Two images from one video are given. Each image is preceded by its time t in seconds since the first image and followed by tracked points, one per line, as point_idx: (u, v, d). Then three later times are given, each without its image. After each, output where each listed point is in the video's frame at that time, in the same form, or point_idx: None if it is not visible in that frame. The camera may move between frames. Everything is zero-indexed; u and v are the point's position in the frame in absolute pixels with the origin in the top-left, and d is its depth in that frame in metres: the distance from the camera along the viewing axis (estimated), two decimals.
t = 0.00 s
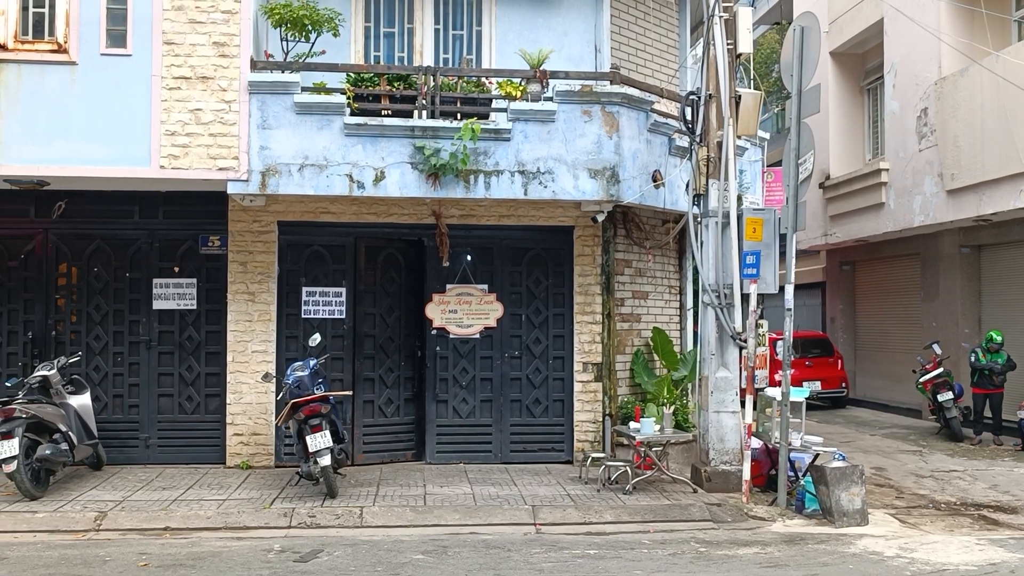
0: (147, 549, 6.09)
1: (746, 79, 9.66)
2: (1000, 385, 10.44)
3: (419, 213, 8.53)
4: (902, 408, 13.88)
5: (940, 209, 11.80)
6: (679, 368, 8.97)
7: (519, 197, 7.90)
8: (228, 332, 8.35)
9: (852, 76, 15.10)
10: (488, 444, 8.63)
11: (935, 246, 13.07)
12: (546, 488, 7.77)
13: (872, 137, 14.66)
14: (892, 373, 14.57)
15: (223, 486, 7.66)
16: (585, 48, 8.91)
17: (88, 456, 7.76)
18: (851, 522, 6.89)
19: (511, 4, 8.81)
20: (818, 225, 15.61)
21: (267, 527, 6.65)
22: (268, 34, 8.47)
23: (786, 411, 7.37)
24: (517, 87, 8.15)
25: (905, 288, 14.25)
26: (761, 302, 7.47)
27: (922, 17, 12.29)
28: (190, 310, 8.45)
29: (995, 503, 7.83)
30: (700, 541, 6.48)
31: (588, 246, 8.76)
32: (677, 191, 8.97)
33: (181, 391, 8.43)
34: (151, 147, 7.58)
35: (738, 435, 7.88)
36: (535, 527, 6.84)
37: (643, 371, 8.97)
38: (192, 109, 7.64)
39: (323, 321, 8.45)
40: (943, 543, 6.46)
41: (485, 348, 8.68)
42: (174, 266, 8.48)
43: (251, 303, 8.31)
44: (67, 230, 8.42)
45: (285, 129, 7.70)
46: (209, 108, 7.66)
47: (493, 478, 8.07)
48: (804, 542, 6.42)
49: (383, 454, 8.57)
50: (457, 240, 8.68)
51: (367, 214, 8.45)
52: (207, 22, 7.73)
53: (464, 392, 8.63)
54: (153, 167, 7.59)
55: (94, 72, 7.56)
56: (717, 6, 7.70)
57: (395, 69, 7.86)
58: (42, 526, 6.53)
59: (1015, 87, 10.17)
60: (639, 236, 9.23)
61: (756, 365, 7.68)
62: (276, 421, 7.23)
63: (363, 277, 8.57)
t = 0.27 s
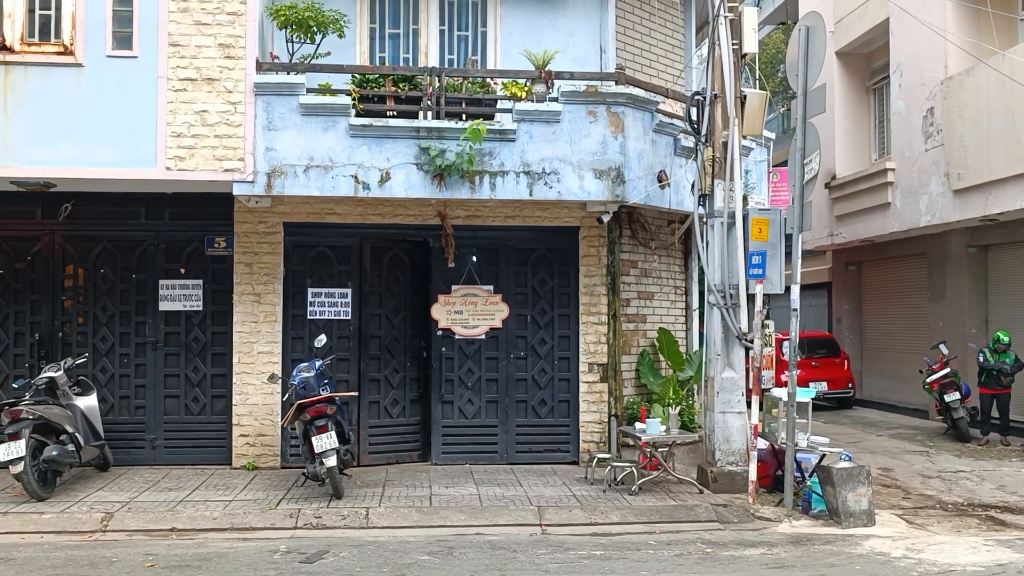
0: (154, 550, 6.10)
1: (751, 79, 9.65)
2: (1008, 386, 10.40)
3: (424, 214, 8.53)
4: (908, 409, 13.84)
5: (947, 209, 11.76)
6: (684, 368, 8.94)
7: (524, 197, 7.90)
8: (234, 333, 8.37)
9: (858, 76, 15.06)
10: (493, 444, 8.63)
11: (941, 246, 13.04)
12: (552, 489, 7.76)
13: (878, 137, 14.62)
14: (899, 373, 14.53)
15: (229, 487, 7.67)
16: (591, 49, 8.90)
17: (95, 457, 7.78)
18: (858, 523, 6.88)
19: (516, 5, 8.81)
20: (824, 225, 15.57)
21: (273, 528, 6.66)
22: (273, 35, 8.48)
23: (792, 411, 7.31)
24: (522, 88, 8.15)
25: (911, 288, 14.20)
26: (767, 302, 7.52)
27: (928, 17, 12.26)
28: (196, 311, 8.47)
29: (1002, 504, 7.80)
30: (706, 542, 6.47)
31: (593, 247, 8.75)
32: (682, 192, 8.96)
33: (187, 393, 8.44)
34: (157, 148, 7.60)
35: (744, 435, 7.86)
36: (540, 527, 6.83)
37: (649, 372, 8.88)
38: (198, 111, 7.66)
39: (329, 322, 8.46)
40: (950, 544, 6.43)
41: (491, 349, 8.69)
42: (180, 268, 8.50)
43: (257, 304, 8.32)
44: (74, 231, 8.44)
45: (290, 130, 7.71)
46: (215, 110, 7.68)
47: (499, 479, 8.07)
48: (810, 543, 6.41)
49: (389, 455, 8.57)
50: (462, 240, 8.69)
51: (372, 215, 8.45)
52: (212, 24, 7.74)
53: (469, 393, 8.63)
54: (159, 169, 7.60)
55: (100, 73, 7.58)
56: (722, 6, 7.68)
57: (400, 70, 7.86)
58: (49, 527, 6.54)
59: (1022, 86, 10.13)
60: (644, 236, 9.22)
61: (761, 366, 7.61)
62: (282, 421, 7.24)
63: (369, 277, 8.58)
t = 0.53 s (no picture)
0: (160, 550, 6.11)
1: (756, 79, 9.63)
2: (1014, 386, 10.37)
3: (430, 215, 8.54)
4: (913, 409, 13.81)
5: (953, 209, 11.74)
6: (689, 368, 8.93)
7: (529, 198, 7.91)
8: (239, 334, 8.38)
9: (864, 76, 15.04)
10: (498, 445, 8.63)
11: (947, 246, 13.03)
12: (557, 489, 7.76)
13: (884, 137, 14.59)
14: (905, 373, 14.50)
15: (234, 488, 7.69)
16: (596, 49, 8.90)
17: (101, 457, 7.81)
18: (864, 523, 6.87)
19: (521, 6, 8.82)
20: (829, 225, 15.54)
21: (279, 528, 6.67)
22: (278, 36, 8.49)
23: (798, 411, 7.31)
24: (527, 89, 8.15)
25: (917, 288, 14.17)
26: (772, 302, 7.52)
27: (934, 16, 12.23)
28: (202, 312, 8.49)
29: (1009, 504, 7.78)
30: (711, 542, 6.47)
31: (598, 247, 8.74)
32: (688, 192, 8.95)
33: (193, 393, 8.46)
34: (163, 149, 7.61)
35: (749, 436, 7.85)
36: (546, 528, 6.84)
37: (654, 372, 8.96)
38: (204, 112, 7.68)
39: (335, 322, 8.47)
40: (956, 545, 6.42)
41: (496, 349, 8.69)
42: (185, 269, 8.52)
43: (263, 304, 8.33)
44: (80, 232, 8.47)
45: (296, 131, 7.72)
46: (220, 111, 7.69)
47: (504, 480, 8.07)
48: (816, 543, 6.40)
49: (394, 455, 8.58)
50: (467, 241, 8.69)
51: (377, 216, 8.46)
52: (218, 25, 7.76)
53: (474, 394, 8.64)
54: (165, 170, 7.62)
55: (106, 75, 7.60)
56: (727, 6, 7.67)
57: (405, 71, 7.87)
58: (55, 527, 6.56)
59: None
60: (649, 236, 9.22)
61: (766, 366, 7.64)
62: (288, 422, 7.25)
63: (374, 278, 8.59)
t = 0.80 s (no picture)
0: (161, 550, 6.11)
1: (758, 79, 9.62)
2: (1016, 386, 10.35)
3: (431, 215, 8.54)
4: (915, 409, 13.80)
5: (954, 209, 11.73)
6: (691, 369, 8.92)
7: (530, 198, 7.90)
8: (241, 334, 8.38)
9: (865, 76, 15.03)
10: (500, 445, 8.63)
11: (950, 246, 12.98)
12: (559, 490, 7.76)
13: (886, 137, 14.59)
14: (907, 374, 14.48)
15: (236, 488, 7.69)
16: (597, 49, 8.90)
17: (103, 457, 7.81)
18: (866, 523, 6.86)
19: (522, 6, 8.81)
20: (831, 225, 15.53)
21: (280, 528, 6.66)
22: (279, 36, 8.49)
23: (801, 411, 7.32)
24: (529, 89, 8.15)
25: (919, 288, 14.16)
26: (775, 303, 7.51)
27: (935, 16, 12.22)
28: (203, 312, 8.49)
29: (1010, 504, 7.77)
30: (713, 542, 6.46)
31: (600, 247, 8.74)
32: (689, 192, 8.95)
33: (194, 393, 8.46)
34: (164, 149, 7.61)
35: (751, 436, 7.84)
36: (547, 528, 6.83)
37: (656, 372, 8.96)
38: (205, 112, 7.67)
39: (336, 322, 8.46)
40: (958, 545, 6.41)
41: (498, 349, 8.69)
42: (187, 269, 8.51)
43: (264, 304, 8.33)
44: (82, 233, 8.47)
45: (297, 131, 7.72)
46: (222, 111, 7.69)
47: (505, 480, 8.07)
48: (818, 543, 6.39)
49: (396, 455, 8.57)
50: (468, 241, 8.69)
51: (379, 216, 8.46)
52: (219, 25, 7.75)
53: (476, 394, 8.64)
54: (166, 170, 7.62)
55: (107, 75, 7.60)
56: (729, 6, 7.67)
57: (407, 70, 7.87)
58: (57, 527, 6.56)
59: None
60: (651, 236, 9.22)
61: (768, 365, 7.54)
62: (289, 422, 7.25)
63: (375, 278, 8.58)
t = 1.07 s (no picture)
0: (163, 550, 6.11)
1: (760, 79, 9.61)
2: (1019, 387, 10.34)
3: (433, 215, 8.54)
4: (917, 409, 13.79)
5: (957, 209, 11.71)
6: (693, 370, 8.97)
7: (532, 198, 7.90)
8: (243, 334, 8.39)
9: (867, 76, 15.02)
10: (502, 445, 8.63)
11: (951, 246, 12.97)
12: (561, 490, 7.75)
13: (888, 137, 14.58)
14: (909, 374, 14.47)
15: (238, 488, 7.69)
16: (598, 49, 8.90)
17: (105, 458, 7.81)
18: (868, 523, 6.85)
19: (524, 6, 8.82)
20: (833, 226, 15.53)
21: (282, 528, 6.67)
22: (281, 37, 8.49)
23: (802, 411, 7.31)
24: (530, 89, 8.15)
25: (921, 288, 14.15)
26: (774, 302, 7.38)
27: (937, 16, 12.21)
28: (205, 312, 8.49)
29: (1013, 505, 7.76)
30: (715, 543, 6.46)
31: (601, 247, 8.74)
32: (691, 192, 8.95)
33: (196, 393, 8.47)
34: (166, 150, 7.61)
35: (753, 436, 7.84)
36: (549, 528, 6.84)
37: (658, 372, 8.96)
38: (207, 112, 7.67)
39: (338, 322, 8.47)
40: (960, 545, 6.41)
41: (499, 349, 8.69)
42: (189, 269, 8.52)
43: (266, 304, 8.34)
44: (84, 233, 8.48)
45: (299, 131, 7.72)
46: (224, 111, 7.69)
47: (507, 480, 8.07)
48: (820, 544, 6.39)
49: (398, 456, 8.58)
50: (470, 241, 8.69)
51: (380, 216, 8.46)
52: (221, 26, 7.75)
53: (478, 394, 8.64)
54: (168, 170, 7.62)
55: (109, 75, 7.60)
56: (730, 6, 7.68)
57: (409, 71, 7.87)
58: (59, 527, 6.57)
59: None
60: (653, 236, 9.22)
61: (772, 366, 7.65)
62: (291, 422, 7.25)
63: (377, 278, 8.58)
